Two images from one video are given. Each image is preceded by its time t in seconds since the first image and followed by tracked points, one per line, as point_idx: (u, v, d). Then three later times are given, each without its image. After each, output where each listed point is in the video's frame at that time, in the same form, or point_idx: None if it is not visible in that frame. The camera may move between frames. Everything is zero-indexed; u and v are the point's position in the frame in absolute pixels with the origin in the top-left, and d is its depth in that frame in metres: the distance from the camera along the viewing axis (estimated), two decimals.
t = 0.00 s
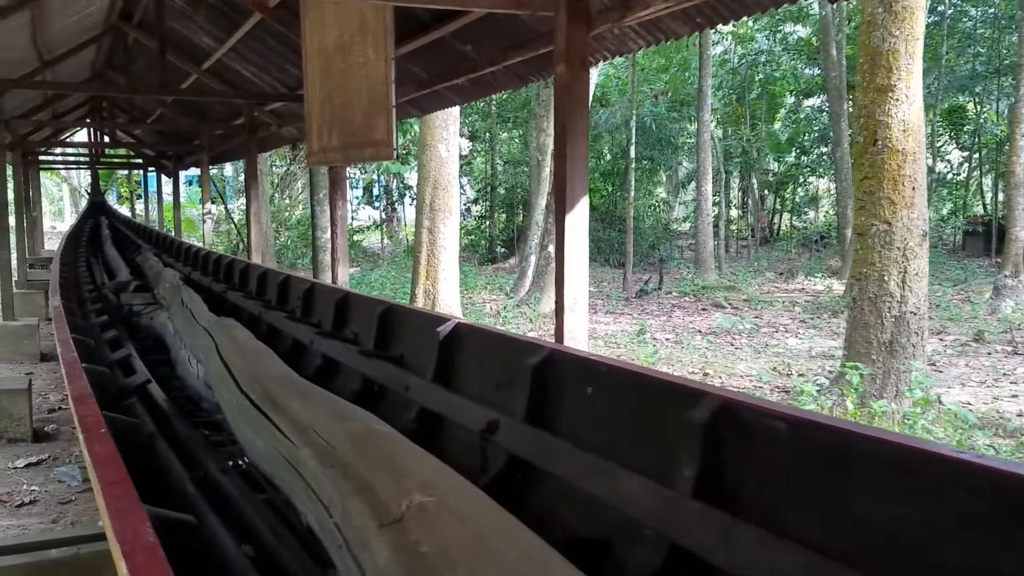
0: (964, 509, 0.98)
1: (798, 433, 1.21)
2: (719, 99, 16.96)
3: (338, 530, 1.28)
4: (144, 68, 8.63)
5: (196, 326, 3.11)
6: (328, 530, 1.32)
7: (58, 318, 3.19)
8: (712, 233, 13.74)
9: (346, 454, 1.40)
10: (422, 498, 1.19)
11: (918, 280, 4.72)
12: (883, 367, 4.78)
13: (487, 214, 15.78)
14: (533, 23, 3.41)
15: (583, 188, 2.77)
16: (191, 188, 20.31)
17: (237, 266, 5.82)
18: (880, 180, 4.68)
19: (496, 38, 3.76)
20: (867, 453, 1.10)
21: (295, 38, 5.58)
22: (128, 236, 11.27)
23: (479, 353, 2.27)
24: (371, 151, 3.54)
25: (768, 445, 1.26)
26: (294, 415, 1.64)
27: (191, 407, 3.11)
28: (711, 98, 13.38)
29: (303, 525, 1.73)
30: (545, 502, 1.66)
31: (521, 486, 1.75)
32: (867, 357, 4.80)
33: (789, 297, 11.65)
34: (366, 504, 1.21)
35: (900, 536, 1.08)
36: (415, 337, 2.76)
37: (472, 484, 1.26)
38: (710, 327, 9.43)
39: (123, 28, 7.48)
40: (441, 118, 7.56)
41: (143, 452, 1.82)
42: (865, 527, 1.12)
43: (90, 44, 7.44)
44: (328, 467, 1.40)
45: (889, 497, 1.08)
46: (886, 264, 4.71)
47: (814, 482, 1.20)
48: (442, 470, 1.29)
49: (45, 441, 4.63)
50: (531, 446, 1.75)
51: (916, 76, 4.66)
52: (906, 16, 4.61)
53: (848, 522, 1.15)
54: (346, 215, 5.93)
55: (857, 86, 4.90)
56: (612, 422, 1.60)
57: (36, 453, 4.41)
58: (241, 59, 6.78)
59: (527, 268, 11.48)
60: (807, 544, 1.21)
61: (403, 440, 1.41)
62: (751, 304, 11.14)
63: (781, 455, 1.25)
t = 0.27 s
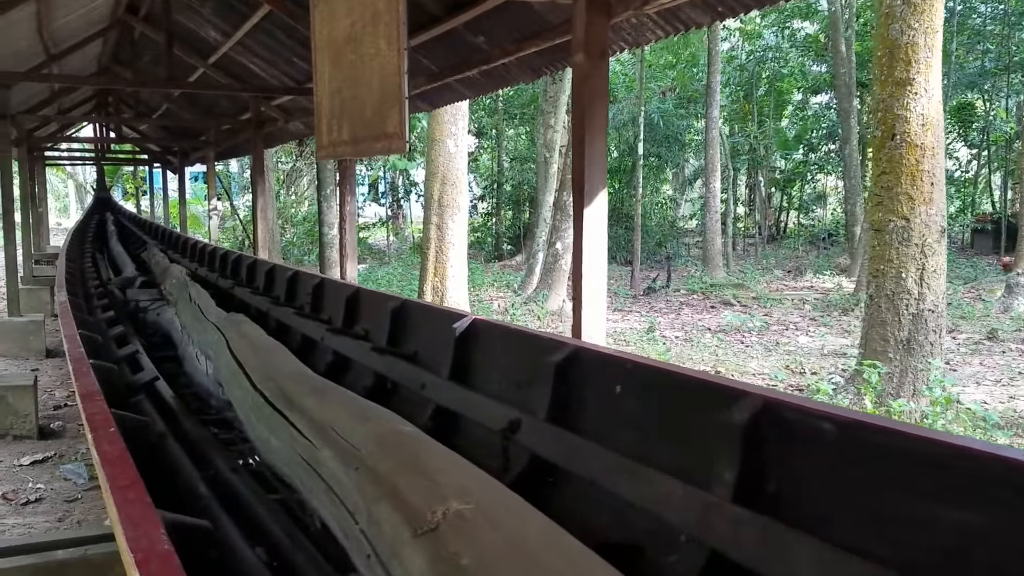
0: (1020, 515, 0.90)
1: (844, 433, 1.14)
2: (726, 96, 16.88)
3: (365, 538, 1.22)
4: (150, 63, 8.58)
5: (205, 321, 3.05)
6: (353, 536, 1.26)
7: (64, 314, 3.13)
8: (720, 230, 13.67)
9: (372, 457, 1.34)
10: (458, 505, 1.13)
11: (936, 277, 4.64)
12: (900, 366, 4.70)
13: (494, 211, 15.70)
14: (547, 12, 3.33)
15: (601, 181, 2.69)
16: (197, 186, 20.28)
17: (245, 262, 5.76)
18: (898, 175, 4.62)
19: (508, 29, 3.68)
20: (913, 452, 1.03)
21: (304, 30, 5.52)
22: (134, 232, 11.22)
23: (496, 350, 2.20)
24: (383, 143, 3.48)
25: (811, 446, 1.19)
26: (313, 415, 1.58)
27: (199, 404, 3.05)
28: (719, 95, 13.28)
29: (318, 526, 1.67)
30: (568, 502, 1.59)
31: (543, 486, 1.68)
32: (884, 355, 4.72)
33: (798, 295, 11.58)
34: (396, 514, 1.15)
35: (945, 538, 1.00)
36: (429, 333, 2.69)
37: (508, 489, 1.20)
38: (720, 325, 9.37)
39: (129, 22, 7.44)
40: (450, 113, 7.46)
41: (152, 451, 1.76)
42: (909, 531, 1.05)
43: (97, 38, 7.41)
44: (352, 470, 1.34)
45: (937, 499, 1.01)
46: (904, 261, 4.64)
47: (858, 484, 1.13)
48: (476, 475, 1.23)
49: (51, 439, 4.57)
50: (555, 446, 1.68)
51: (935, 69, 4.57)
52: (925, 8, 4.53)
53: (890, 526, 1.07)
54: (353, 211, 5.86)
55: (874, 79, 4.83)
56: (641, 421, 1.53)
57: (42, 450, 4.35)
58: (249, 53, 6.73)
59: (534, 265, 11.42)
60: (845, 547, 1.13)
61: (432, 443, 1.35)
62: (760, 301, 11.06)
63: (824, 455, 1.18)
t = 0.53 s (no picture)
0: None
1: (890, 437, 1.08)
2: (734, 94, 16.82)
3: (390, 548, 1.17)
4: (157, 61, 8.55)
5: (214, 320, 3.01)
6: (377, 545, 1.21)
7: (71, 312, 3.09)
8: (729, 229, 13.61)
9: (396, 463, 1.29)
10: (492, 515, 1.08)
11: (954, 275, 4.58)
12: (917, 365, 4.64)
13: (501, 209, 15.66)
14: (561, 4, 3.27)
15: (618, 176, 2.64)
16: (204, 184, 20.27)
17: (252, 260, 5.72)
18: (914, 171, 4.56)
19: (521, 22, 3.63)
20: (967, 457, 0.97)
21: (312, 26, 5.48)
22: (141, 231, 11.19)
23: (514, 349, 2.15)
24: (393, 140, 3.42)
25: (854, 450, 1.13)
26: (331, 417, 1.53)
27: (208, 404, 3.00)
28: (727, 92, 13.21)
29: (333, 531, 1.61)
30: (594, 510, 1.53)
31: (567, 492, 1.63)
32: (900, 355, 4.66)
33: (808, 294, 11.50)
34: (422, 524, 1.10)
35: (1002, 548, 0.93)
36: (442, 332, 2.64)
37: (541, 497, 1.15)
38: (729, 324, 9.31)
39: (136, 18, 7.41)
40: (458, 109, 7.38)
41: (162, 453, 1.71)
42: (962, 541, 0.98)
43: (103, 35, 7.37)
44: (375, 476, 1.28)
45: (993, 507, 0.95)
46: (920, 259, 4.58)
47: (905, 489, 1.07)
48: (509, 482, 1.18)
49: (58, 438, 4.54)
50: (578, 449, 1.62)
51: (952, 65, 4.51)
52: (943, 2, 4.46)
53: (941, 534, 1.01)
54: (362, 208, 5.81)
55: (891, 74, 4.76)
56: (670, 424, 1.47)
57: (49, 449, 4.31)
58: (256, 49, 6.69)
59: (542, 263, 11.36)
60: (892, 557, 1.07)
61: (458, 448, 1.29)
62: (770, 300, 11.00)
63: (868, 460, 1.12)
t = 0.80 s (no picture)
0: None
1: (927, 444, 1.04)
2: (739, 94, 16.77)
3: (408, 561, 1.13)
4: (162, 61, 8.53)
5: (221, 322, 2.97)
6: (394, 558, 1.17)
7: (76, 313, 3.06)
8: (734, 229, 13.57)
9: (414, 474, 1.24)
10: (520, 532, 1.04)
11: (966, 275, 4.54)
12: (928, 366, 4.60)
13: (505, 209, 15.61)
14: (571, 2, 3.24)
15: (630, 175, 2.60)
16: (209, 184, 20.30)
17: (257, 260, 5.68)
18: (927, 171, 4.51)
19: (530, 20, 3.59)
20: (1011, 469, 0.93)
21: (318, 26, 5.45)
22: (145, 231, 11.18)
23: (527, 351, 2.11)
24: (401, 139, 3.39)
25: (888, 458, 1.10)
26: (345, 423, 1.49)
27: (215, 407, 2.97)
28: (733, 91, 13.16)
29: (346, 540, 1.57)
30: (612, 518, 1.49)
31: (584, 499, 1.58)
32: (912, 356, 4.62)
33: (815, 294, 11.46)
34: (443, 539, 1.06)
35: None
36: (453, 333, 2.60)
37: (570, 511, 1.11)
38: (736, 324, 9.27)
39: (140, 18, 7.38)
40: (464, 109, 7.33)
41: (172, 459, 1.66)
42: (1001, 553, 0.94)
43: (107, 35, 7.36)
44: (393, 488, 1.24)
45: None
46: (932, 259, 4.54)
47: (944, 500, 1.02)
48: (535, 495, 1.14)
49: (62, 440, 4.50)
50: (594, 454, 1.58)
51: (965, 63, 4.46)
52: None
53: (982, 546, 0.97)
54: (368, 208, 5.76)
55: (903, 73, 4.72)
56: (691, 430, 1.43)
57: (54, 452, 4.28)
58: (261, 49, 6.66)
59: (548, 263, 11.32)
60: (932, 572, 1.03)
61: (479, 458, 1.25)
62: (777, 301, 10.96)
63: (900, 470, 1.08)
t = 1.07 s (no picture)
0: None
1: (969, 456, 0.98)
2: (746, 95, 16.71)
3: None
4: (169, 62, 8.52)
5: (228, 325, 2.93)
6: None
7: (82, 316, 3.02)
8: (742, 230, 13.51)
9: (436, 492, 1.20)
10: (553, 558, 1.00)
11: (981, 278, 4.48)
12: (943, 370, 4.54)
13: (512, 211, 15.56)
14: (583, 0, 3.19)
15: (645, 176, 2.55)
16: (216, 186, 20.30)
17: (265, 262, 5.64)
18: (942, 172, 4.46)
19: (541, 19, 3.55)
20: None
21: (326, 26, 5.41)
22: (152, 232, 11.17)
23: (542, 356, 2.07)
24: (411, 140, 3.35)
25: (927, 471, 1.04)
26: (360, 435, 1.45)
27: (222, 412, 2.93)
28: (741, 92, 13.11)
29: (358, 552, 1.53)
30: (633, 529, 1.44)
31: (603, 509, 1.53)
32: (927, 360, 4.56)
33: (824, 296, 11.40)
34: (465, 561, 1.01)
35: None
36: (464, 337, 2.56)
37: (604, 532, 1.07)
38: (745, 327, 9.21)
39: (148, 19, 7.36)
40: (472, 110, 7.28)
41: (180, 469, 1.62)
42: None
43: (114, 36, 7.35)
44: (412, 504, 1.20)
45: None
46: (947, 261, 4.48)
47: (988, 515, 0.97)
48: (567, 516, 1.10)
49: (69, 443, 4.47)
50: (613, 463, 1.53)
51: (980, 63, 4.41)
52: None
53: None
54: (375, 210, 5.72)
55: (917, 73, 4.66)
56: (715, 439, 1.39)
57: (60, 455, 4.25)
58: (269, 50, 6.64)
59: (555, 265, 11.26)
60: None
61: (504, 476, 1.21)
62: (786, 303, 10.91)
63: (940, 482, 1.03)
